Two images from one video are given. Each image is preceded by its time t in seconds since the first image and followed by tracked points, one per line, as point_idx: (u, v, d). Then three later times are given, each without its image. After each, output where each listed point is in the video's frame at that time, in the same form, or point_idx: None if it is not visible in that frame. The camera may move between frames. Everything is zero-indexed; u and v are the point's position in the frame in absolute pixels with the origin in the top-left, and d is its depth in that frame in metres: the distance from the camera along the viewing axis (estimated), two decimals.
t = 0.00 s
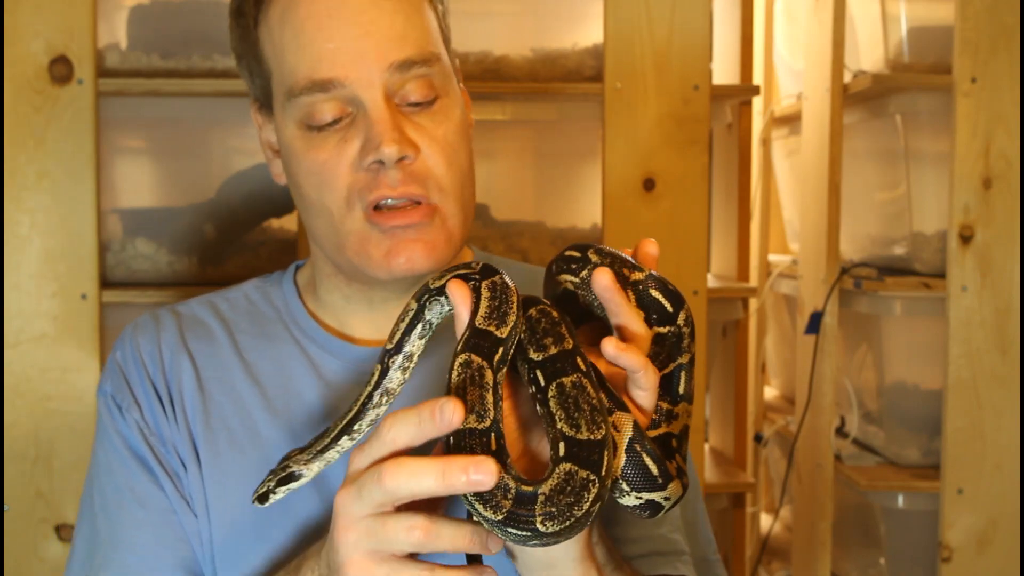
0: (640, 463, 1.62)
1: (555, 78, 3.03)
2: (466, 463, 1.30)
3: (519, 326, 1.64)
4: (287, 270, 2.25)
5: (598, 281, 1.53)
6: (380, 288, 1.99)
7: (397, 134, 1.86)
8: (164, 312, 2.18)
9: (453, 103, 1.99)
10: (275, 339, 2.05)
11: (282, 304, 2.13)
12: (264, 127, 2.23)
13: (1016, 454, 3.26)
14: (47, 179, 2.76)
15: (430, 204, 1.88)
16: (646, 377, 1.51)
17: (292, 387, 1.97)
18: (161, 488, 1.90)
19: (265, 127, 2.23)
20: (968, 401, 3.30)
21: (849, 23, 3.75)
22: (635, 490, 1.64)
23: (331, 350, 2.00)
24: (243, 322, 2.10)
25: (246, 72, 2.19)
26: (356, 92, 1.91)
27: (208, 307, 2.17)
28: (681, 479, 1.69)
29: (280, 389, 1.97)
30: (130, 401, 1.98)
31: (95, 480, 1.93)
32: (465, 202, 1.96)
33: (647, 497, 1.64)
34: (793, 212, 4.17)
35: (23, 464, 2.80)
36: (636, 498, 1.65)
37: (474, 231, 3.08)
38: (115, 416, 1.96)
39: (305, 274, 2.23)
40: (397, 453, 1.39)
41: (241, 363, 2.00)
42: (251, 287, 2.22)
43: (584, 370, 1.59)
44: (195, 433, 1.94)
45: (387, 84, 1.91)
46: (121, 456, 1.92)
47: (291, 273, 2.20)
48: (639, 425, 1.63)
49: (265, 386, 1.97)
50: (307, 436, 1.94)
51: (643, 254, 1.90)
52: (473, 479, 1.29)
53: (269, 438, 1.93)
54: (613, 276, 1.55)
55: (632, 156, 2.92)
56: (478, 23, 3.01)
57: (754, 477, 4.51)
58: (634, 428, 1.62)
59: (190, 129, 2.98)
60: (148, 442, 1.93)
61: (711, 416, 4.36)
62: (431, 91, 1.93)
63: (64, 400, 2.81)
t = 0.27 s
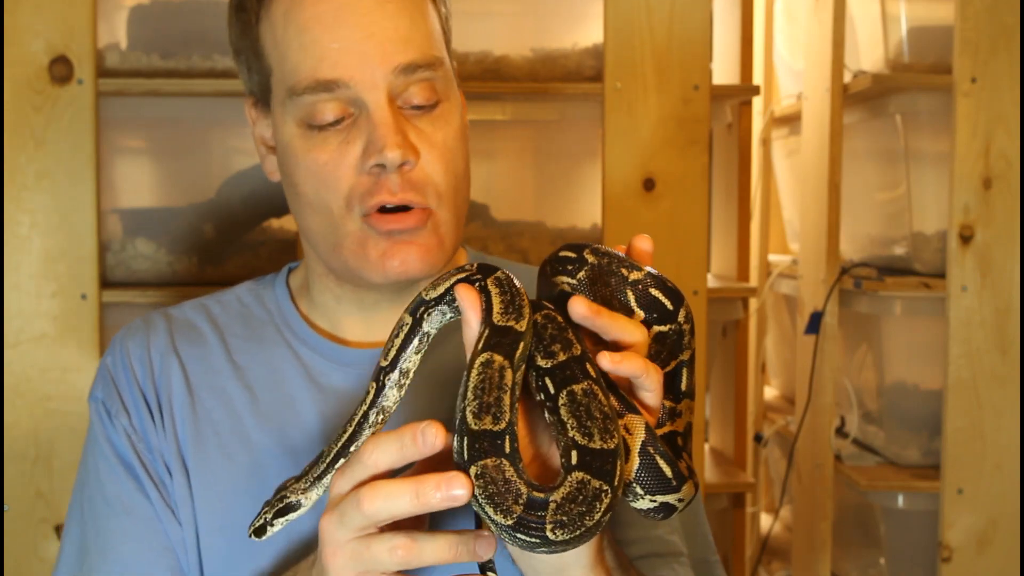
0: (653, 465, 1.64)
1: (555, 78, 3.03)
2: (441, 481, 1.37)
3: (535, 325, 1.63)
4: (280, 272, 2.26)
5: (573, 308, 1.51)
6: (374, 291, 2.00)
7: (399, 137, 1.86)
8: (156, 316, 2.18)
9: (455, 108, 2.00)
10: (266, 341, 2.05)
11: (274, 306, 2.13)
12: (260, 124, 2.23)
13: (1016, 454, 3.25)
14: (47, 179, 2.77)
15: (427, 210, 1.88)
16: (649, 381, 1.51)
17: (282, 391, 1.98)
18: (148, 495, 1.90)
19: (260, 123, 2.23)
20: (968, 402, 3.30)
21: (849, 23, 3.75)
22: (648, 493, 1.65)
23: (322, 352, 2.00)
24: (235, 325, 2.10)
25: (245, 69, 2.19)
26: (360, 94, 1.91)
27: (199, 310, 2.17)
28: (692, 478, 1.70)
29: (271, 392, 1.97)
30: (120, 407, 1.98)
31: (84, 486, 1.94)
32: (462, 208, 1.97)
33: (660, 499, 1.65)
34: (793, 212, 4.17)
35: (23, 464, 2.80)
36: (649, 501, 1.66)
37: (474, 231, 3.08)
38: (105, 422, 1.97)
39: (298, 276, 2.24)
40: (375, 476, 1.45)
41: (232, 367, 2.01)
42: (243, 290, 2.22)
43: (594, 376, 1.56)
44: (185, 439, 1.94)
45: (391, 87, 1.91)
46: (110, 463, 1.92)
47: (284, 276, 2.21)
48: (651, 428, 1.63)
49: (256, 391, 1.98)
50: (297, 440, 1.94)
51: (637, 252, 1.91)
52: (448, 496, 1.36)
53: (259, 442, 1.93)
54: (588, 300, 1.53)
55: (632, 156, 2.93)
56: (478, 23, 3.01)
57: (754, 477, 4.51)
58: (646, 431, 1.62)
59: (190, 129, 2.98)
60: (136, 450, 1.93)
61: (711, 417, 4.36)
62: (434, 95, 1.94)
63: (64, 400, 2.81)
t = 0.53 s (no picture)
0: (663, 469, 1.64)
1: (555, 78, 3.03)
2: (435, 471, 1.38)
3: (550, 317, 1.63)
4: (272, 275, 2.27)
5: (577, 321, 1.50)
6: (369, 290, 2.00)
7: (402, 134, 1.86)
8: (148, 319, 2.18)
9: (453, 108, 2.01)
10: (257, 343, 2.05)
11: (266, 308, 2.13)
12: (253, 122, 2.23)
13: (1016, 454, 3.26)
14: (48, 179, 2.76)
15: (426, 209, 1.88)
16: (658, 383, 1.51)
17: (274, 392, 1.98)
18: (137, 499, 1.90)
19: (253, 121, 2.22)
20: (968, 402, 3.30)
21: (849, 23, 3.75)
22: (659, 497, 1.65)
23: (313, 353, 2.01)
24: (227, 327, 2.10)
25: (242, 65, 2.19)
26: (362, 89, 1.90)
27: (191, 312, 2.17)
28: (702, 481, 1.70)
29: (262, 394, 1.97)
30: (110, 411, 1.98)
31: (75, 490, 1.94)
32: (458, 207, 1.98)
33: (670, 503, 1.65)
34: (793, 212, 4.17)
35: (23, 464, 2.80)
36: (659, 505, 1.66)
37: (474, 231, 3.08)
38: (95, 426, 1.97)
39: (289, 279, 2.24)
40: (366, 473, 1.46)
41: (223, 369, 2.01)
42: (236, 292, 2.22)
43: (605, 382, 1.55)
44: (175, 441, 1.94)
45: (395, 84, 1.91)
46: (100, 467, 1.92)
47: (277, 277, 2.21)
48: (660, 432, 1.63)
49: (248, 392, 1.98)
50: (289, 442, 1.94)
51: (642, 253, 1.95)
52: (444, 485, 1.36)
53: (250, 444, 1.93)
54: (592, 312, 1.51)
55: (632, 156, 2.93)
56: (478, 23, 3.01)
57: (754, 477, 4.51)
58: (655, 434, 1.63)
59: (190, 129, 2.98)
60: (125, 453, 1.93)
61: (711, 417, 4.36)
62: (435, 93, 1.95)
63: (64, 400, 2.81)
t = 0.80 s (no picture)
0: (672, 455, 1.62)
1: (555, 78, 3.03)
2: (441, 429, 1.55)
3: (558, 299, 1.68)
4: (270, 272, 2.27)
5: (584, 310, 1.50)
6: (361, 291, 2.00)
7: (392, 132, 1.86)
8: (144, 316, 2.18)
9: (447, 105, 2.00)
10: (254, 339, 2.05)
11: (263, 305, 2.13)
12: (249, 122, 2.23)
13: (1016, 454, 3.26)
14: (48, 179, 2.77)
15: (417, 208, 1.88)
16: (665, 372, 1.54)
17: (270, 389, 1.98)
18: (131, 498, 1.90)
19: (249, 121, 2.23)
20: (969, 401, 3.30)
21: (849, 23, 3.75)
22: (668, 484, 1.63)
23: (311, 350, 2.01)
24: (223, 325, 2.10)
25: (236, 65, 2.19)
26: (353, 88, 1.91)
27: (188, 309, 2.17)
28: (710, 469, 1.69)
29: (259, 391, 1.98)
30: (105, 408, 1.98)
31: (70, 488, 1.95)
32: (451, 207, 1.97)
33: (679, 491, 1.63)
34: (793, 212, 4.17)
35: (23, 464, 2.80)
36: (669, 493, 1.64)
37: (474, 231, 3.08)
38: (90, 423, 1.97)
39: (288, 276, 2.25)
40: (361, 454, 1.52)
41: (219, 366, 2.01)
42: (232, 289, 2.22)
43: (615, 372, 1.56)
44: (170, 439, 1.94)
45: (386, 82, 1.91)
46: (95, 466, 1.92)
47: (274, 275, 2.21)
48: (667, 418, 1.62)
49: (243, 389, 1.98)
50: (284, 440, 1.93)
51: (642, 246, 1.95)
52: (455, 439, 1.55)
53: (246, 442, 1.93)
54: (598, 301, 1.52)
55: (632, 157, 2.93)
56: (478, 23, 3.01)
57: (754, 477, 4.51)
58: (663, 423, 1.61)
59: (190, 129, 2.98)
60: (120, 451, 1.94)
61: (711, 416, 4.36)
62: (426, 91, 1.95)
63: (64, 400, 2.81)
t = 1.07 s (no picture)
0: (680, 451, 1.59)
1: (555, 78, 3.03)
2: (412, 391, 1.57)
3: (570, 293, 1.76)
4: (272, 272, 2.27)
5: (592, 306, 1.50)
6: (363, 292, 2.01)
7: (393, 133, 1.86)
8: (146, 316, 2.18)
9: (449, 105, 2.00)
10: (255, 339, 2.05)
11: (265, 305, 2.13)
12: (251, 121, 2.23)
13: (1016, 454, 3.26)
14: (48, 179, 2.77)
15: (419, 210, 1.89)
16: (674, 368, 1.54)
17: (272, 390, 1.99)
18: (133, 498, 1.90)
19: (252, 120, 2.22)
20: (969, 401, 3.30)
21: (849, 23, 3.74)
22: (676, 481, 1.61)
23: (313, 350, 2.02)
24: (225, 325, 2.10)
25: (240, 64, 2.19)
26: (355, 88, 1.90)
27: (189, 309, 2.16)
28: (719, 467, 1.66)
29: (260, 392, 1.98)
30: (106, 408, 1.98)
31: (71, 489, 1.94)
32: (453, 208, 1.97)
33: (687, 487, 1.60)
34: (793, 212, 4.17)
35: (23, 464, 2.80)
36: (676, 490, 1.61)
37: (474, 231, 3.08)
38: (92, 424, 1.97)
39: (289, 275, 2.25)
40: (337, 421, 1.53)
41: (221, 367, 2.01)
42: (234, 289, 2.22)
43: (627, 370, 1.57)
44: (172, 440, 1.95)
45: (388, 82, 1.91)
46: (96, 466, 1.92)
47: (276, 275, 2.21)
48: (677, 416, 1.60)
49: (245, 390, 1.99)
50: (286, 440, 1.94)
51: (648, 244, 1.95)
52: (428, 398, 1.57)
53: (248, 443, 1.94)
54: (607, 297, 1.52)
55: (632, 157, 2.93)
56: (478, 23, 3.01)
57: (754, 477, 4.51)
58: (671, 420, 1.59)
59: (190, 129, 2.98)
60: (122, 451, 1.93)
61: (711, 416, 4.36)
62: (429, 91, 1.94)
63: (64, 400, 2.81)
